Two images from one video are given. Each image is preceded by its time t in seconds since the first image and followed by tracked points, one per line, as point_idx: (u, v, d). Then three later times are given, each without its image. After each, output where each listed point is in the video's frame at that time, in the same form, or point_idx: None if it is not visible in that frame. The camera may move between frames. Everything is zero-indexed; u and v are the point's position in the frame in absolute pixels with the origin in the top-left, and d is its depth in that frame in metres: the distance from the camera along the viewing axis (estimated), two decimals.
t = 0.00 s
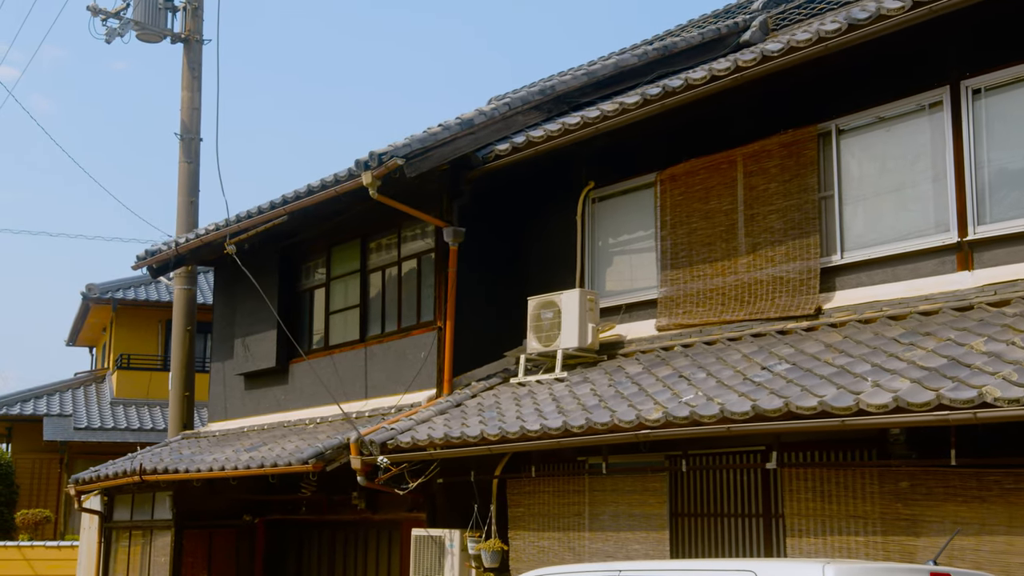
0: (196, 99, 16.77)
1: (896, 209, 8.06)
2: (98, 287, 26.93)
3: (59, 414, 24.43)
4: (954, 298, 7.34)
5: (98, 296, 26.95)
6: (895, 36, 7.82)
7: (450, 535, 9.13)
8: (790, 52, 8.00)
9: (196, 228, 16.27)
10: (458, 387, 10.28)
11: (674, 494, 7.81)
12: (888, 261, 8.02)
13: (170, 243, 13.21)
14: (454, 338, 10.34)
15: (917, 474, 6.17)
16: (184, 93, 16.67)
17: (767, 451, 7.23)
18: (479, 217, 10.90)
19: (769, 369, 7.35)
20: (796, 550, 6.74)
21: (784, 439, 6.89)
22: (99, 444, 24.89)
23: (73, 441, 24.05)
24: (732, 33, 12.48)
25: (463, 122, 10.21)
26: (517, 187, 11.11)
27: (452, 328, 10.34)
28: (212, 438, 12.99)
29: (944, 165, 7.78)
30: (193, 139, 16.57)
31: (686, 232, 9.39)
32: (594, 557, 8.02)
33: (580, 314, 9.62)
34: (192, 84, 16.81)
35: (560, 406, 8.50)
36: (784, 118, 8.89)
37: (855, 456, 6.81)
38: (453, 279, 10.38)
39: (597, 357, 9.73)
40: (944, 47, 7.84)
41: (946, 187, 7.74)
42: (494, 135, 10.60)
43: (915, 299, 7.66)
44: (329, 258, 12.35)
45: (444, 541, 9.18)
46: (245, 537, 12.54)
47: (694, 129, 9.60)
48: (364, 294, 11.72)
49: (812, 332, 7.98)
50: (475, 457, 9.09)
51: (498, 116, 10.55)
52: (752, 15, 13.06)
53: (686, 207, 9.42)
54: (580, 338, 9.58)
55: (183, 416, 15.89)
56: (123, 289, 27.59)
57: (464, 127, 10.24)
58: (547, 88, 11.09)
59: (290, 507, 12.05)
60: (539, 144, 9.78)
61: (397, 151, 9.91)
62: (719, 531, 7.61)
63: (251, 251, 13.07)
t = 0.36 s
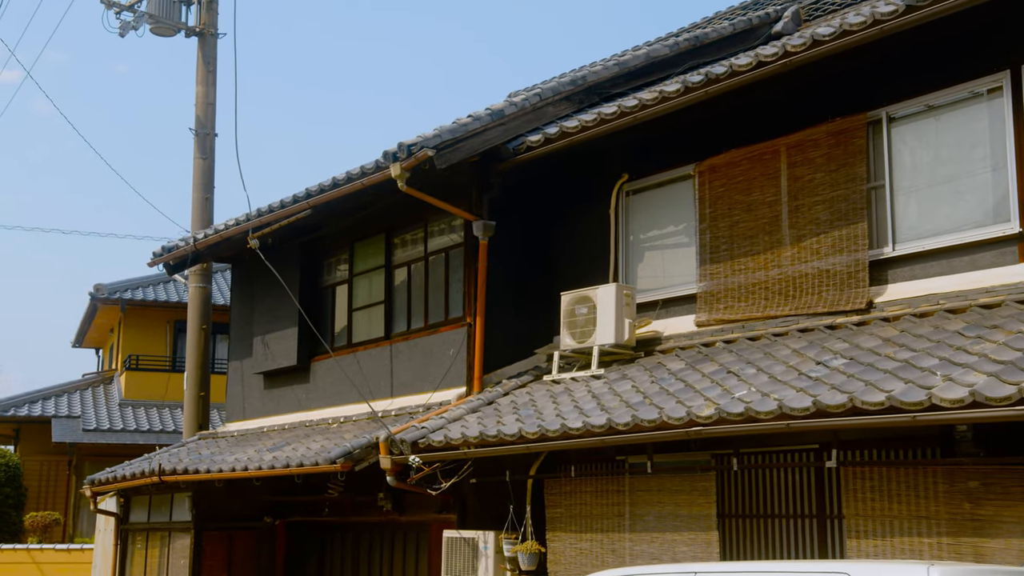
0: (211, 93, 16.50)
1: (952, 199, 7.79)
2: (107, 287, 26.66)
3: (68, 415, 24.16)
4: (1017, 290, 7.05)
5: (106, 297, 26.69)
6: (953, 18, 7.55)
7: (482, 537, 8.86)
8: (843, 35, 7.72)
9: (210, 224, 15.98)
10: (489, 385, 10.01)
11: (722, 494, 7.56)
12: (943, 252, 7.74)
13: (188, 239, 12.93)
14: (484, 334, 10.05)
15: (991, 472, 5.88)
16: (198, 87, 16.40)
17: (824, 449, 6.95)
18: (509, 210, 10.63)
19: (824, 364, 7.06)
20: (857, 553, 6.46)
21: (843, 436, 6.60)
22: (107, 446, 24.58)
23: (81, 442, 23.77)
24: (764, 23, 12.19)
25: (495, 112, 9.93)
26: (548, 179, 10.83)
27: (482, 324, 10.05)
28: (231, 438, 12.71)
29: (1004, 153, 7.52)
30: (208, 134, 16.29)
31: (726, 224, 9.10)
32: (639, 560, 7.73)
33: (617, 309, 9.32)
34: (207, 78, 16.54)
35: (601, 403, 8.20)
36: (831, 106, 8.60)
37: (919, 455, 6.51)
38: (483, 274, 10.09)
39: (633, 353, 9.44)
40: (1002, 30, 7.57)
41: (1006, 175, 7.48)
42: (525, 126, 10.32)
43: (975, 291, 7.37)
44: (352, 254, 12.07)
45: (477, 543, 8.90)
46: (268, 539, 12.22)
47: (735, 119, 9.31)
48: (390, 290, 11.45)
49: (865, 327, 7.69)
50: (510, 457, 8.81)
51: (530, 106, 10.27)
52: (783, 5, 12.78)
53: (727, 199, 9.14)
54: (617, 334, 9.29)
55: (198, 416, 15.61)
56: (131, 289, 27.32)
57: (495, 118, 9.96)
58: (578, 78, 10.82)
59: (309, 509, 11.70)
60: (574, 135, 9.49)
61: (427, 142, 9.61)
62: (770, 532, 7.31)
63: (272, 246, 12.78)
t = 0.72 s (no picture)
0: (226, 88, 16.22)
1: (1012, 188, 7.51)
2: (115, 287, 26.40)
3: (76, 417, 23.89)
4: None
5: (114, 297, 26.43)
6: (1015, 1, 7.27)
7: (518, 539, 8.59)
8: (899, 19, 7.41)
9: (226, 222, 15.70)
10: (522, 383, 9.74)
11: (777, 496, 7.28)
12: (1003, 244, 7.46)
13: (207, 235, 12.64)
14: (516, 331, 9.76)
15: None
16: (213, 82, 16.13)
17: (887, 448, 6.68)
18: (541, 204, 10.36)
19: (886, 360, 6.78)
20: (926, 556, 6.19)
21: (910, 433, 6.34)
22: (116, 449, 24.28)
23: (90, 445, 23.48)
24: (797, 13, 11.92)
25: (527, 103, 9.64)
26: (580, 172, 10.56)
27: (514, 321, 9.76)
28: (251, 438, 12.44)
29: None
30: (223, 130, 16.02)
31: (772, 217, 8.82)
32: (688, 564, 7.47)
33: (657, 305, 9.02)
34: (222, 73, 16.27)
35: (645, 401, 7.92)
36: (882, 94, 8.32)
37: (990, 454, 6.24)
38: (516, 270, 9.80)
39: (672, 350, 9.12)
40: None
41: None
42: (558, 117, 10.04)
43: None
44: (376, 250, 11.79)
45: (513, 546, 8.63)
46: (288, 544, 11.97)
47: (778, 108, 9.03)
48: (416, 287, 11.18)
49: (922, 322, 7.42)
50: (548, 457, 8.54)
51: (563, 97, 9.98)
52: None
53: (772, 191, 8.86)
54: (657, 331, 8.97)
55: (214, 416, 15.33)
56: (139, 289, 27.05)
57: (528, 109, 9.67)
58: (611, 69, 10.55)
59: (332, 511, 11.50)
60: (610, 126, 9.19)
61: (459, 133, 9.30)
62: (824, 536, 7.03)
63: (292, 242, 12.50)
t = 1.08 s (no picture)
0: (242, 83, 15.95)
1: None
2: (123, 287, 26.14)
3: (84, 418, 23.57)
4: None
5: (123, 297, 26.16)
6: None
7: (557, 542, 8.28)
8: None
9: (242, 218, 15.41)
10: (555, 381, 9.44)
11: (836, 496, 6.99)
12: None
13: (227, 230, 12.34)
14: (549, 327, 9.46)
15: None
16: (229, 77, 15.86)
17: (955, 446, 6.39)
18: (574, 197, 10.08)
19: (954, 354, 6.49)
20: (1000, 560, 5.89)
21: (984, 431, 6.06)
22: (125, 450, 23.97)
23: (98, 445, 23.16)
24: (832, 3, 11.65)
25: (561, 92, 9.34)
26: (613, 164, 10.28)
27: (547, 317, 9.46)
28: (272, 438, 12.14)
29: None
30: (240, 125, 15.74)
31: (822, 208, 8.53)
32: (740, 567, 7.18)
33: (698, 300, 8.71)
34: (238, 67, 15.99)
35: (693, 398, 7.62)
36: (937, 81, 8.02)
37: None
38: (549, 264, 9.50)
39: (713, 347, 8.82)
40: None
41: None
42: (592, 107, 9.74)
43: None
44: (401, 245, 11.51)
45: (551, 549, 8.31)
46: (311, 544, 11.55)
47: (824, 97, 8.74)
48: (443, 282, 10.89)
49: (984, 315, 7.13)
50: (589, 456, 8.25)
51: (597, 87, 9.69)
52: None
53: (822, 182, 8.57)
54: (698, 326, 8.67)
55: (230, 417, 15.03)
56: (148, 289, 26.78)
57: (563, 98, 9.37)
58: (645, 58, 10.28)
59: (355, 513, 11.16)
60: (648, 115, 8.87)
61: (493, 123, 8.98)
62: (885, 538, 6.73)
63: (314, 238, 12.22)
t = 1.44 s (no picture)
0: (257, 76, 15.65)
1: None
2: (131, 285, 25.87)
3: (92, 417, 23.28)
4: None
5: (131, 295, 25.88)
6: None
7: (597, 544, 7.98)
8: None
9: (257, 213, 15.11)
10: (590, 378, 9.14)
11: (899, 497, 6.70)
12: None
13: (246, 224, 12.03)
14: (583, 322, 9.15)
15: None
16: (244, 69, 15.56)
17: None
18: (607, 188, 9.80)
19: None
20: None
21: None
22: (135, 450, 23.67)
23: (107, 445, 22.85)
24: None
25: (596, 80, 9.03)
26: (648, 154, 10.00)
27: (581, 311, 9.15)
28: (292, 438, 11.84)
29: None
30: (255, 118, 15.43)
31: (870, 198, 8.23)
32: (795, 570, 6.87)
33: (741, 293, 8.40)
34: (253, 59, 15.68)
35: (742, 395, 7.31)
36: (993, 65, 7.73)
37: None
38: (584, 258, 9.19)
39: (757, 342, 8.51)
40: None
41: None
42: (626, 95, 9.44)
43: None
44: (426, 238, 11.22)
45: (590, 551, 8.01)
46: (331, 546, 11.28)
47: (872, 83, 8.43)
48: (471, 276, 10.60)
49: None
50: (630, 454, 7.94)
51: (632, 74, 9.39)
52: None
53: (869, 171, 8.27)
54: (741, 321, 8.36)
55: (247, 417, 14.74)
56: (157, 288, 26.49)
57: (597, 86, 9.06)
58: (680, 45, 9.99)
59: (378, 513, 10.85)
60: (687, 102, 8.54)
61: (527, 110, 8.67)
62: (951, 540, 6.43)
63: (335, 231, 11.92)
